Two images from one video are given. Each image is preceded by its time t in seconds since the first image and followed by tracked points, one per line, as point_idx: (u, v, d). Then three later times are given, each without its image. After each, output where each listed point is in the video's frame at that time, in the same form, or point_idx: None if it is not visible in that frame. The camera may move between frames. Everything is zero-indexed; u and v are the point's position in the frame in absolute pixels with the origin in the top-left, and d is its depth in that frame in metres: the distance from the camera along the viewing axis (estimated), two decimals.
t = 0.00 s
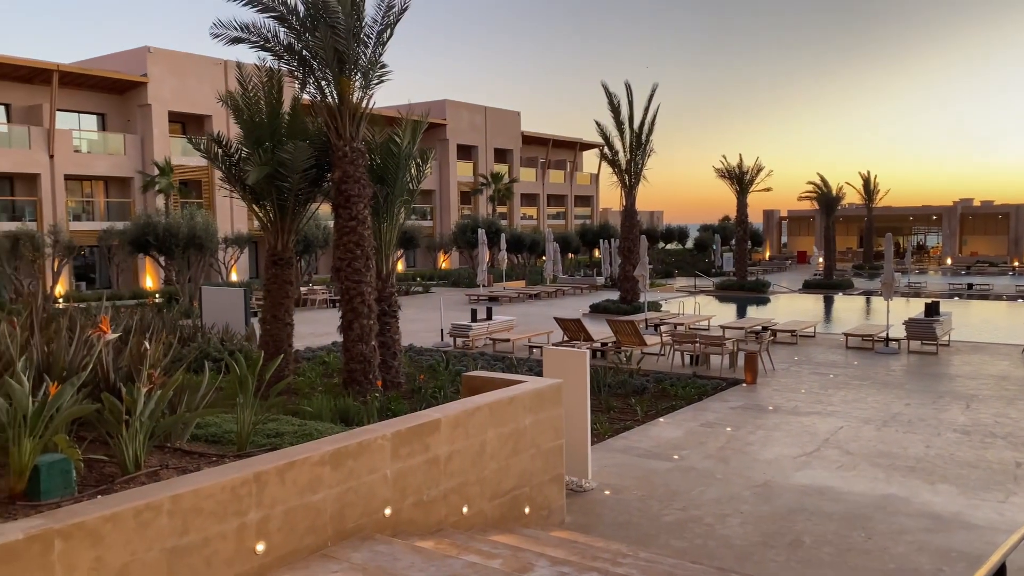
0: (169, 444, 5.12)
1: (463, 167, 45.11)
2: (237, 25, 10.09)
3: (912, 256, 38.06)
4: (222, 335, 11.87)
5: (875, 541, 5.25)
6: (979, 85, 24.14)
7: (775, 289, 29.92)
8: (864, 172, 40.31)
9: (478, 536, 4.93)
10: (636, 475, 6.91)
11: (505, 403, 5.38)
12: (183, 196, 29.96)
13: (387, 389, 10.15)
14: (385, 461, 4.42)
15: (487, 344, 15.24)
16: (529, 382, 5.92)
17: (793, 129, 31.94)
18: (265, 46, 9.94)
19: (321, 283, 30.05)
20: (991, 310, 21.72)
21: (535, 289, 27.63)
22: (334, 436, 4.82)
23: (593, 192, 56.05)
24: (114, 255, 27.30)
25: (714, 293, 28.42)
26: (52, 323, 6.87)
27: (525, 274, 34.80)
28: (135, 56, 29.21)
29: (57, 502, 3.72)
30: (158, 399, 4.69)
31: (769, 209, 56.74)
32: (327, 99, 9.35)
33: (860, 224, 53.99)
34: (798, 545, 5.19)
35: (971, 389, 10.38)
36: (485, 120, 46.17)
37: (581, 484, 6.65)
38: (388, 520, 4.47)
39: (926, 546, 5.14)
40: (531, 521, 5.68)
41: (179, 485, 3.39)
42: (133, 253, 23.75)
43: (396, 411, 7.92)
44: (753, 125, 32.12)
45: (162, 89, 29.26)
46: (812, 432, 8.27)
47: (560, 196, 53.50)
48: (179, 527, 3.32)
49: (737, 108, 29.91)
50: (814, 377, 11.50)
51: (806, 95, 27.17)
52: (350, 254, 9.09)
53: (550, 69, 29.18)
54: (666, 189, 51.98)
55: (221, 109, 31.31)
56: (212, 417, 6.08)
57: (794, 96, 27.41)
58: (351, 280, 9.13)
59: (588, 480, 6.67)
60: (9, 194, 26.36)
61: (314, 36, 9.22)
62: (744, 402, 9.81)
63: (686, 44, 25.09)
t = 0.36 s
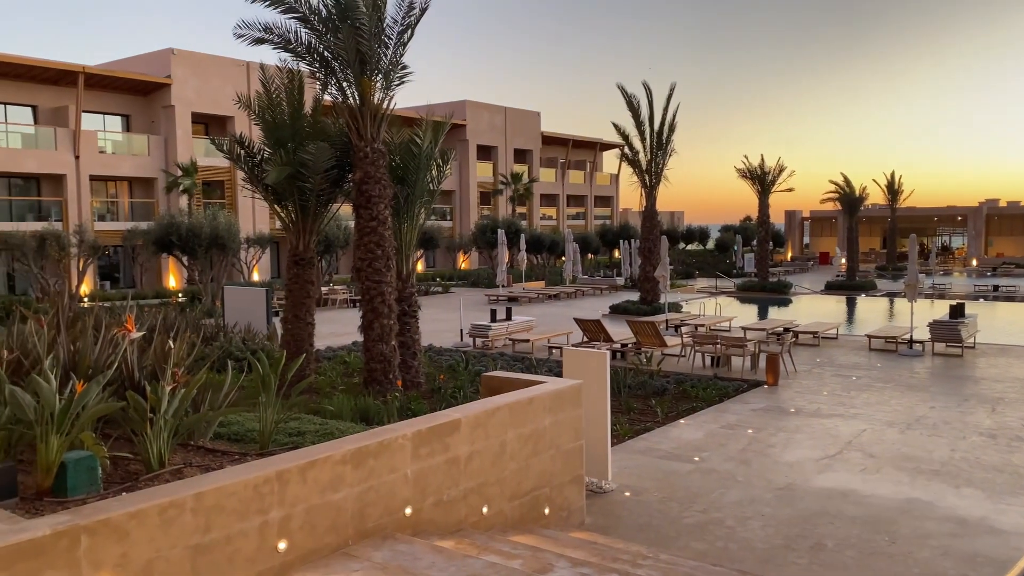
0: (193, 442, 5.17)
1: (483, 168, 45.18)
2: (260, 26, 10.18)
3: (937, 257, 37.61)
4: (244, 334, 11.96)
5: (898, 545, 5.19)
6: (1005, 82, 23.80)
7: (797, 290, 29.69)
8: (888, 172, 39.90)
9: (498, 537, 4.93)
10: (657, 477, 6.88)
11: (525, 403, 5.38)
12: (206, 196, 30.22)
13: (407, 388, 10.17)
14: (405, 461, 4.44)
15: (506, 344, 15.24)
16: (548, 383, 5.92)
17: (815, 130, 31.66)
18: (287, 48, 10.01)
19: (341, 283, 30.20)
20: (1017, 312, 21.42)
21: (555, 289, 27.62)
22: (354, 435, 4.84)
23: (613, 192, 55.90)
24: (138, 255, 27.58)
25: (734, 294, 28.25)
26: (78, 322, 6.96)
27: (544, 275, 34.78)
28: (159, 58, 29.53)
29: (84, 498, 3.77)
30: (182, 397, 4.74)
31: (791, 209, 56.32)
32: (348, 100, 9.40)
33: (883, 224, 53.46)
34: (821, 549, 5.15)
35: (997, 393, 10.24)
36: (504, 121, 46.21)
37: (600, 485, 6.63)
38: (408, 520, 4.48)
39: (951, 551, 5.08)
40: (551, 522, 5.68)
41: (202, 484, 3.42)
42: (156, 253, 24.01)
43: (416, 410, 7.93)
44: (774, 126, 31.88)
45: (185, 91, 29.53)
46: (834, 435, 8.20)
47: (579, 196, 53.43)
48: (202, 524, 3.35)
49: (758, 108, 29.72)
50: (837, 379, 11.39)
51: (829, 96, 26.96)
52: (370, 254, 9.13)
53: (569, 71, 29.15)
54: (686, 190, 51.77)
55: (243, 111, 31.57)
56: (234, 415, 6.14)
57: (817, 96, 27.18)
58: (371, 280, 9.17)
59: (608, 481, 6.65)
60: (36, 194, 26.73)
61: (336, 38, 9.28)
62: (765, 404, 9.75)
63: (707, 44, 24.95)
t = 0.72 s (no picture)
0: (215, 439, 5.22)
1: (502, 168, 45.21)
2: (281, 27, 10.25)
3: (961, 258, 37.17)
4: (265, 333, 12.05)
5: (921, 549, 5.14)
6: None
7: (819, 291, 29.46)
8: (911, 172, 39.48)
9: (518, 537, 4.93)
10: (676, 478, 6.85)
11: (544, 403, 5.37)
12: (228, 196, 30.47)
13: (426, 388, 10.19)
14: (425, 460, 4.45)
15: (525, 344, 15.24)
16: (568, 383, 5.91)
17: (837, 129, 31.41)
18: (308, 48, 10.07)
19: (362, 282, 30.35)
20: None
21: (574, 289, 27.60)
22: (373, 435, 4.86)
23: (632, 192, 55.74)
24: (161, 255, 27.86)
25: (755, 295, 28.07)
26: (103, 321, 7.04)
27: (563, 275, 34.77)
28: (181, 59, 29.79)
29: (108, 495, 3.82)
30: (205, 395, 4.78)
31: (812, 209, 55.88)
32: (368, 101, 9.45)
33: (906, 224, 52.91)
34: (842, 552, 5.10)
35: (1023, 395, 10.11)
36: (524, 121, 46.21)
37: (620, 486, 6.61)
38: (428, 519, 4.49)
39: (975, 555, 5.03)
40: (570, 523, 5.68)
41: (224, 482, 3.45)
42: (179, 252, 24.25)
43: (435, 410, 7.95)
44: (796, 126, 31.66)
45: (207, 92, 29.79)
46: (856, 437, 8.12)
47: (599, 196, 53.31)
48: (224, 522, 3.38)
49: (779, 108, 29.53)
50: (859, 381, 11.29)
51: (852, 95, 26.70)
52: (390, 254, 9.17)
53: (589, 72, 29.11)
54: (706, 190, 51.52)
55: (264, 111, 31.77)
56: (256, 414, 6.18)
57: (840, 95, 26.92)
58: (391, 280, 9.20)
59: (627, 482, 6.64)
60: (60, 194, 27.05)
61: (356, 39, 9.33)
62: (786, 406, 9.67)
63: (728, 43, 24.84)
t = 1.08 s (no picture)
0: (238, 437, 5.27)
1: (521, 168, 45.22)
2: (303, 27, 10.31)
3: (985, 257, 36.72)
4: (287, 332, 12.13)
5: (945, 552, 5.10)
6: None
7: (841, 291, 29.20)
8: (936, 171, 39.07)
9: (537, 536, 4.94)
10: (697, 479, 6.82)
11: (564, 403, 5.37)
12: (249, 196, 30.72)
13: (446, 387, 10.22)
14: (445, 459, 4.47)
15: (544, 344, 15.25)
16: (588, 383, 5.91)
17: (860, 129, 31.14)
18: (330, 49, 10.13)
19: (382, 282, 30.48)
20: None
21: (593, 289, 27.55)
22: (394, 433, 4.89)
23: (652, 192, 55.53)
24: (183, 254, 28.13)
25: (776, 295, 27.88)
26: (127, 318, 7.13)
27: (582, 275, 34.73)
28: (204, 60, 30.04)
29: (133, 491, 3.86)
30: (228, 393, 4.83)
31: (834, 209, 55.43)
32: (389, 101, 9.49)
33: (930, 224, 52.37)
34: (865, 555, 5.06)
35: None
36: (543, 120, 46.18)
37: (640, 486, 6.60)
38: (448, 517, 4.51)
39: (1000, 558, 4.97)
40: (590, 522, 5.67)
41: (247, 479, 3.48)
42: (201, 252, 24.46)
43: (454, 409, 7.97)
44: (818, 126, 31.40)
45: (229, 93, 30.03)
46: (879, 439, 8.05)
47: (618, 196, 53.15)
48: (247, 518, 3.41)
49: (801, 108, 29.30)
50: (881, 382, 11.20)
51: (877, 91, 26.42)
52: (410, 254, 9.20)
53: (609, 74, 29.06)
54: (727, 189, 51.23)
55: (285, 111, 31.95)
56: (278, 412, 6.23)
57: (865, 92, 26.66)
58: (410, 280, 9.23)
59: (648, 482, 6.62)
60: (86, 194, 27.37)
61: (377, 39, 9.37)
62: (808, 407, 9.60)
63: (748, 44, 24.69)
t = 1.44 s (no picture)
0: (258, 435, 5.31)
1: (539, 167, 45.20)
2: (323, 27, 10.35)
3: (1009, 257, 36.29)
4: (305, 331, 12.20)
5: (967, 555, 5.04)
6: None
7: (861, 291, 28.95)
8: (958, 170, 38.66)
9: (555, 535, 4.94)
10: (715, 480, 6.80)
11: (581, 403, 5.36)
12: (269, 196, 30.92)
13: (463, 386, 10.23)
14: (463, 458, 4.48)
15: (562, 344, 15.24)
16: (606, 383, 5.90)
17: (881, 127, 30.87)
18: (349, 49, 10.17)
19: (400, 281, 30.56)
20: None
21: (611, 288, 27.48)
22: (413, 432, 4.90)
23: (670, 191, 55.32)
24: (204, 253, 28.35)
25: (796, 295, 27.69)
26: (149, 317, 7.20)
27: (600, 275, 34.67)
28: (224, 61, 30.27)
29: (155, 488, 3.90)
30: (248, 391, 4.86)
31: (855, 208, 54.98)
32: (407, 101, 9.51)
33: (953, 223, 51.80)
34: (886, 557, 5.02)
35: None
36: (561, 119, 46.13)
37: (658, 487, 6.59)
38: (466, 516, 4.52)
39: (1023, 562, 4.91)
40: (607, 523, 5.66)
41: (267, 476, 3.51)
42: (221, 251, 24.64)
43: (471, 408, 7.98)
44: (838, 125, 31.15)
45: (249, 93, 30.24)
46: (900, 440, 7.98)
47: (636, 195, 52.99)
48: (266, 516, 3.44)
49: (821, 107, 29.08)
50: (902, 383, 11.10)
51: (898, 85, 26.15)
52: (428, 253, 9.22)
53: (627, 73, 28.98)
54: (746, 189, 50.93)
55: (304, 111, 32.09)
56: (297, 410, 6.26)
57: (887, 87, 26.38)
58: (428, 279, 9.25)
59: (666, 483, 6.61)
60: (107, 194, 27.65)
61: (396, 39, 9.39)
62: (828, 408, 9.54)
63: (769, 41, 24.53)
